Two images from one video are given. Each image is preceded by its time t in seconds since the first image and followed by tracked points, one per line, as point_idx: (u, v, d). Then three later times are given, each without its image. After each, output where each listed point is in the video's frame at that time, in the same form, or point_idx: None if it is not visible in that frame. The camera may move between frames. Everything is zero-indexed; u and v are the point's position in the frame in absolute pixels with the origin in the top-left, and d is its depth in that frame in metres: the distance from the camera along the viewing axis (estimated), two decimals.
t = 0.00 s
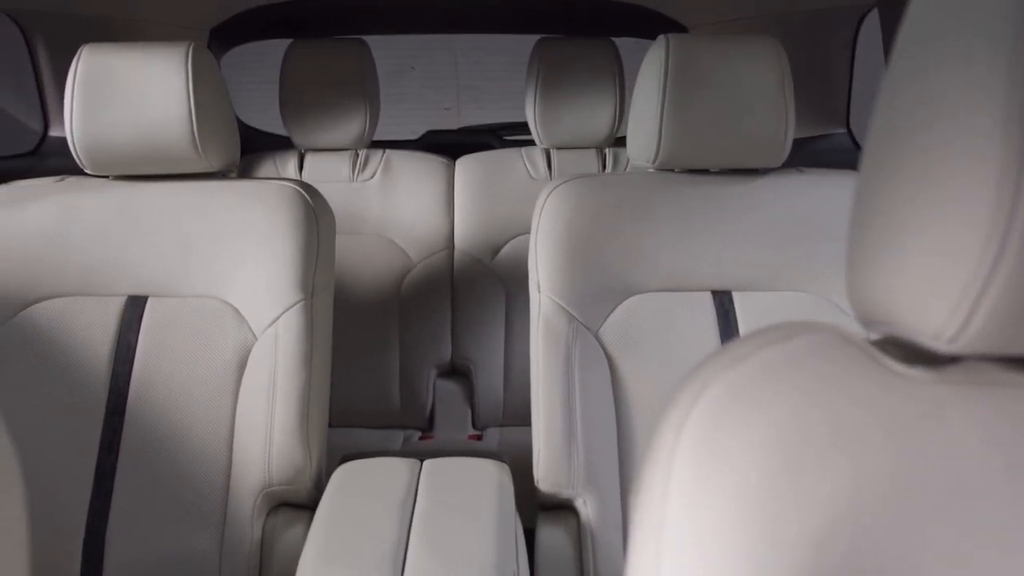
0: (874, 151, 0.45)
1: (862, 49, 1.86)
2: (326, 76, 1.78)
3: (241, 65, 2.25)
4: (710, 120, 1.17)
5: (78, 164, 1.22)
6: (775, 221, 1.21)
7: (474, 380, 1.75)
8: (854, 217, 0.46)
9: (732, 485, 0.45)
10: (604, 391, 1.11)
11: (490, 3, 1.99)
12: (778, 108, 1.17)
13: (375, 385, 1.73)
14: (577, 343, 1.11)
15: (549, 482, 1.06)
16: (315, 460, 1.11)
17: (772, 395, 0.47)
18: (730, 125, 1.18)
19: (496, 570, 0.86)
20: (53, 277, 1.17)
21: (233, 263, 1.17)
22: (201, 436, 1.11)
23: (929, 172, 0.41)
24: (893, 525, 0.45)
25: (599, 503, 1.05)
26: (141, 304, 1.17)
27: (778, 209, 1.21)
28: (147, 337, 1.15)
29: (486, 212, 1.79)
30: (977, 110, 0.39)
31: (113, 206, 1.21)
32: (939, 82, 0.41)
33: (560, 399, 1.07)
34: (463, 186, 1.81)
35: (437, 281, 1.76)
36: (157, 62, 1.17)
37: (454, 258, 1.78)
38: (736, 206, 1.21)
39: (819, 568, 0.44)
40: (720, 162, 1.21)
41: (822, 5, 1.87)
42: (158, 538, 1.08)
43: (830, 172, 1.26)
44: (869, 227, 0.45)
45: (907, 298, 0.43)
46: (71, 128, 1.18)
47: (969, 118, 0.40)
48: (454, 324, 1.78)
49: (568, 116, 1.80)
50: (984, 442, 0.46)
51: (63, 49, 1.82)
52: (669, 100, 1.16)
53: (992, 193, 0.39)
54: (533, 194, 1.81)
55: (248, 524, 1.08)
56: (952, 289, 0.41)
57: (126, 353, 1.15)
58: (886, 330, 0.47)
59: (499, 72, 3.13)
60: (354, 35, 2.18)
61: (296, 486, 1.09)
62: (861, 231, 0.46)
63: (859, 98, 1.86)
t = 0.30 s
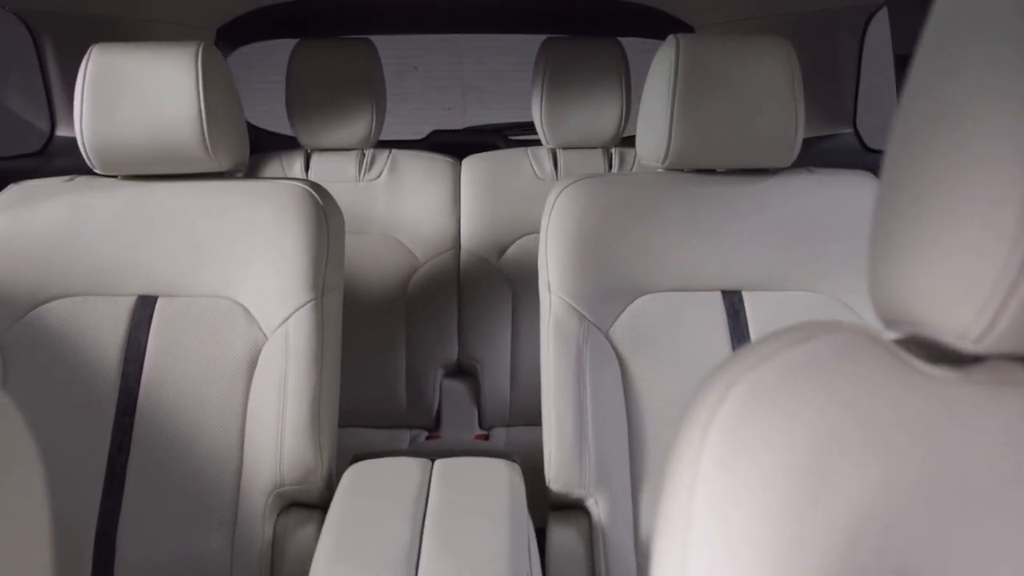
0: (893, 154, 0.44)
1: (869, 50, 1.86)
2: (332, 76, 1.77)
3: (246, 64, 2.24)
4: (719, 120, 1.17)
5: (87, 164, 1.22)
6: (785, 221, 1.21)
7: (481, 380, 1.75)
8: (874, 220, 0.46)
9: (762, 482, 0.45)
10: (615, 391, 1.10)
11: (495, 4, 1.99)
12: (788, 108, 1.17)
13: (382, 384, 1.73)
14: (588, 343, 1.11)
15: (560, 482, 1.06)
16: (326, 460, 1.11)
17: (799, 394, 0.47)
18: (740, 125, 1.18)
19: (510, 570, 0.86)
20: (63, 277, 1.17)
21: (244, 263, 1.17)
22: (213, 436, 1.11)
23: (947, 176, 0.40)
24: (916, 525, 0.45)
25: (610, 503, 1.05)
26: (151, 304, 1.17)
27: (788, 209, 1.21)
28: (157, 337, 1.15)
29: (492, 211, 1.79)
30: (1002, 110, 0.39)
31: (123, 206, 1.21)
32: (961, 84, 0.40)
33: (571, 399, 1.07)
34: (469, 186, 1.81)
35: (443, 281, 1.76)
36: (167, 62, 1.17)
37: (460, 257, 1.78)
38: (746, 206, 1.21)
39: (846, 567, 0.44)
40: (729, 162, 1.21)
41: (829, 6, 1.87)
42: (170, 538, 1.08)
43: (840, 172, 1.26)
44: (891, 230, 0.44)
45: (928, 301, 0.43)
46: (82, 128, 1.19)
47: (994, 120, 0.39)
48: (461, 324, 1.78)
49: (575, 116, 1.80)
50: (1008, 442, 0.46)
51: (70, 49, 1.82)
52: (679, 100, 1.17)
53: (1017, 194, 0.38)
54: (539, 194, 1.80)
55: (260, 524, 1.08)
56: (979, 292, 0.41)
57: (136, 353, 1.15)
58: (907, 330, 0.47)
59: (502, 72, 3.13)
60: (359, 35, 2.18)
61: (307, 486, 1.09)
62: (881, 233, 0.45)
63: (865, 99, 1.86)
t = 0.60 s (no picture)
0: (912, 154, 0.44)
1: (875, 49, 1.84)
2: (338, 76, 1.77)
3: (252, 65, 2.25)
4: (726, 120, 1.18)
5: (96, 164, 1.22)
6: (794, 221, 1.20)
7: (487, 380, 1.75)
8: (895, 220, 0.46)
9: (786, 481, 0.45)
10: (626, 391, 1.10)
11: (500, 4, 1.99)
12: (796, 108, 1.17)
13: (388, 384, 1.73)
14: (598, 343, 1.11)
15: (570, 482, 1.06)
16: (336, 460, 1.11)
17: (822, 394, 0.47)
18: (748, 125, 1.18)
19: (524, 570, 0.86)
20: (72, 277, 1.17)
21: (253, 263, 1.17)
22: (223, 436, 1.11)
23: (968, 176, 0.40)
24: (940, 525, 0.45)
25: (621, 504, 1.05)
26: (161, 304, 1.17)
27: (797, 208, 1.21)
28: (167, 337, 1.15)
29: (498, 211, 1.79)
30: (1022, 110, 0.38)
31: (132, 206, 1.21)
32: (984, 83, 0.40)
33: (581, 399, 1.07)
34: (475, 186, 1.81)
35: (449, 281, 1.76)
36: (176, 61, 1.17)
37: (466, 257, 1.78)
38: (755, 206, 1.20)
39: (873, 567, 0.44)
40: (738, 162, 1.21)
41: (835, 6, 1.87)
42: (180, 538, 1.08)
43: (850, 171, 1.26)
44: (911, 231, 0.44)
45: (949, 301, 0.43)
46: (90, 128, 1.19)
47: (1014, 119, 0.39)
48: (467, 324, 1.78)
49: (581, 115, 1.80)
50: None
51: (75, 49, 1.81)
52: (688, 100, 1.17)
53: None
54: (545, 194, 1.81)
55: (270, 523, 1.08)
56: (1001, 291, 0.40)
57: (146, 354, 1.15)
58: (928, 330, 0.47)
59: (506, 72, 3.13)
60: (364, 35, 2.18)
61: (318, 486, 1.09)
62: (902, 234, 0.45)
63: (871, 98, 1.84)
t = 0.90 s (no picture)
0: (933, 155, 0.44)
1: (883, 49, 1.85)
2: (345, 75, 1.77)
3: (257, 65, 2.26)
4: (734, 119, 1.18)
5: (105, 164, 1.22)
6: (804, 221, 1.20)
7: (494, 381, 1.75)
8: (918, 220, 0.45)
9: (813, 481, 0.45)
10: (637, 392, 1.10)
11: (506, 4, 1.99)
12: (808, 108, 1.17)
13: (395, 385, 1.73)
14: (608, 343, 1.11)
15: (582, 482, 1.06)
16: (347, 460, 1.10)
17: (849, 393, 0.47)
18: (758, 125, 1.18)
19: (538, 570, 0.86)
20: (82, 277, 1.17)
21: (264, 262, 1.17)
22: (234, 436, 1.11)
23: (994, 176, 0.40)
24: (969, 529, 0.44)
25: (633, 504, 1.05)
26: (171, 304, 1.17)
27: (806, 208, 1.20)
28: (177, 337, 1.15)
29: (504, 212, 1.79)
30: None
31: (141, 205, 1.21)
32: (1008, 82, 0.40)
33: (592, 399, 1.07)
34: (481, 185, 1.81)
35: (456, 281, 1.76)
36: (184, 61, 1.17)
37: (473, 257, 1.79)
38: (764, 206, 1.20)
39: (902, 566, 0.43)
40: (749, 162, 1.21)
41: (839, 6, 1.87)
42: (192, 538, 1.08)
43: (860, 171, 1.25)
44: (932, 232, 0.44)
45: (974, 301, 0.42)
46: (100, 128, 1.18)
47: None
48: (473, 325, 1.78)
49: (588, 116, 1.80)
50: None
51: (83, 49, 1.82)
52: (698, 100, 1.17)
53: None
54: (551, 194, 1.81)
55: (282, 523, 1.08)
56: None
57: (156, 354, 1.15)
58: (952, 330, 0.47)
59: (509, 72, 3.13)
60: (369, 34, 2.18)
61: (329, 485, 1.09)
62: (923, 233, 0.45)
63: (877, 99, 1.85)
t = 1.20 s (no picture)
0: (953, 155, 0.44)
1: (889, 49, 1.84)
2: (350, 75, 1.77)
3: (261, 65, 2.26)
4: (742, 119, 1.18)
5: (114, 164, 1.22)
6: (812, 221, 1.20)
7: (499, 380, 1.75)
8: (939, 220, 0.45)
9: (836, 478, 0.45)
10: (645, 392, 1.10)
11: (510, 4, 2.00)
12: (816, 108, 1.17)
13: (400, 385, 1.73)
14: (617, 343, 1.11)
15: (591, 481, 1.06)
16: (356, 460, 1.10)
17: (869, 393, 0.47)
18: (767, 125, 1.18)
19: (549, 570, 0.86)
20: (89, 277, 1.17)
21: (272, 262, 1.17)
22: (244, 435, 1.11)
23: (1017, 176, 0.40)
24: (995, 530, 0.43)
25: (642, 503, 1.05)
26: (179, 303, 1.17)
27: (814, 208, 1.20)
28: (185, 337, 1.15)
29: (509, 212, 1.80)
30: None
31: (149, 205, 1.21)
32: None
33: (601, 399, 1.07)
34: (486, 185, 1.81)
35: (461, 281, 1.77)
36: (192, 61, 1.17)
37: (478, 257, 1.79)
38: (772, 206, 1.20)
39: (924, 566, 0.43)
40: (757, 162, 1.21)
41: (842, 6, 1.88)
42: (201, 538, 1.08)
43: (867, 171, 1.25)
44: (954, 231, 0.44)
45: (996, 300, 0.42)
46: (108, 127, 1.18)
47: None
48: (478, 325, 1.78)
49: (593, 116, 1.80)
50: None
51: (89, 49, 1.82)
52: (706, 100, 1.17)
53: None
54: (555, 194, 1.81)
55: (291, 523, 1.08)
56: None
57: (164, 354, 1.15)
58: (972, 329, 0.47)
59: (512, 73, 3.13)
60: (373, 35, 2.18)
61: (338, 485, 1.09)
62: (945, 233, 0.45)
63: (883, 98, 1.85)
